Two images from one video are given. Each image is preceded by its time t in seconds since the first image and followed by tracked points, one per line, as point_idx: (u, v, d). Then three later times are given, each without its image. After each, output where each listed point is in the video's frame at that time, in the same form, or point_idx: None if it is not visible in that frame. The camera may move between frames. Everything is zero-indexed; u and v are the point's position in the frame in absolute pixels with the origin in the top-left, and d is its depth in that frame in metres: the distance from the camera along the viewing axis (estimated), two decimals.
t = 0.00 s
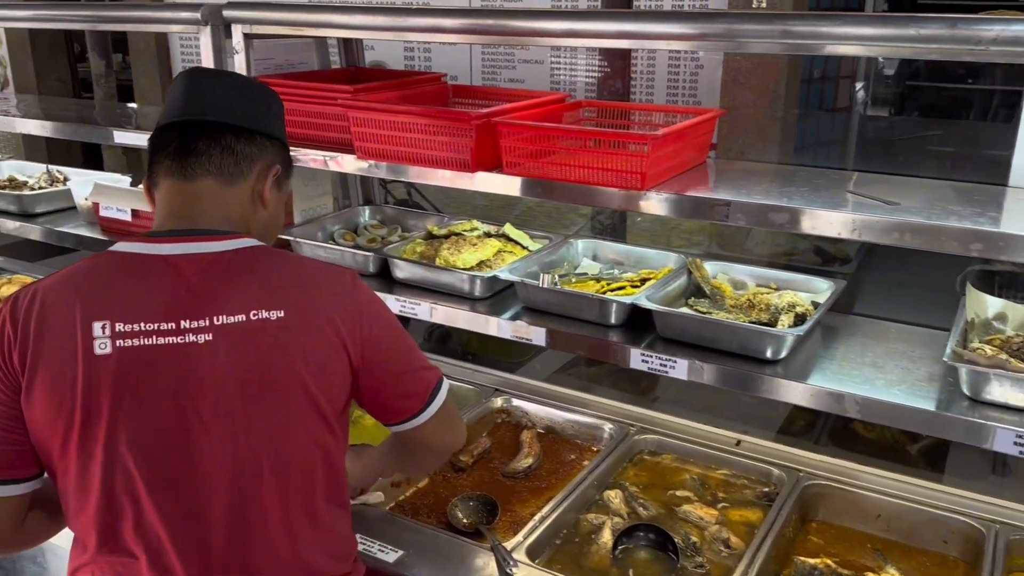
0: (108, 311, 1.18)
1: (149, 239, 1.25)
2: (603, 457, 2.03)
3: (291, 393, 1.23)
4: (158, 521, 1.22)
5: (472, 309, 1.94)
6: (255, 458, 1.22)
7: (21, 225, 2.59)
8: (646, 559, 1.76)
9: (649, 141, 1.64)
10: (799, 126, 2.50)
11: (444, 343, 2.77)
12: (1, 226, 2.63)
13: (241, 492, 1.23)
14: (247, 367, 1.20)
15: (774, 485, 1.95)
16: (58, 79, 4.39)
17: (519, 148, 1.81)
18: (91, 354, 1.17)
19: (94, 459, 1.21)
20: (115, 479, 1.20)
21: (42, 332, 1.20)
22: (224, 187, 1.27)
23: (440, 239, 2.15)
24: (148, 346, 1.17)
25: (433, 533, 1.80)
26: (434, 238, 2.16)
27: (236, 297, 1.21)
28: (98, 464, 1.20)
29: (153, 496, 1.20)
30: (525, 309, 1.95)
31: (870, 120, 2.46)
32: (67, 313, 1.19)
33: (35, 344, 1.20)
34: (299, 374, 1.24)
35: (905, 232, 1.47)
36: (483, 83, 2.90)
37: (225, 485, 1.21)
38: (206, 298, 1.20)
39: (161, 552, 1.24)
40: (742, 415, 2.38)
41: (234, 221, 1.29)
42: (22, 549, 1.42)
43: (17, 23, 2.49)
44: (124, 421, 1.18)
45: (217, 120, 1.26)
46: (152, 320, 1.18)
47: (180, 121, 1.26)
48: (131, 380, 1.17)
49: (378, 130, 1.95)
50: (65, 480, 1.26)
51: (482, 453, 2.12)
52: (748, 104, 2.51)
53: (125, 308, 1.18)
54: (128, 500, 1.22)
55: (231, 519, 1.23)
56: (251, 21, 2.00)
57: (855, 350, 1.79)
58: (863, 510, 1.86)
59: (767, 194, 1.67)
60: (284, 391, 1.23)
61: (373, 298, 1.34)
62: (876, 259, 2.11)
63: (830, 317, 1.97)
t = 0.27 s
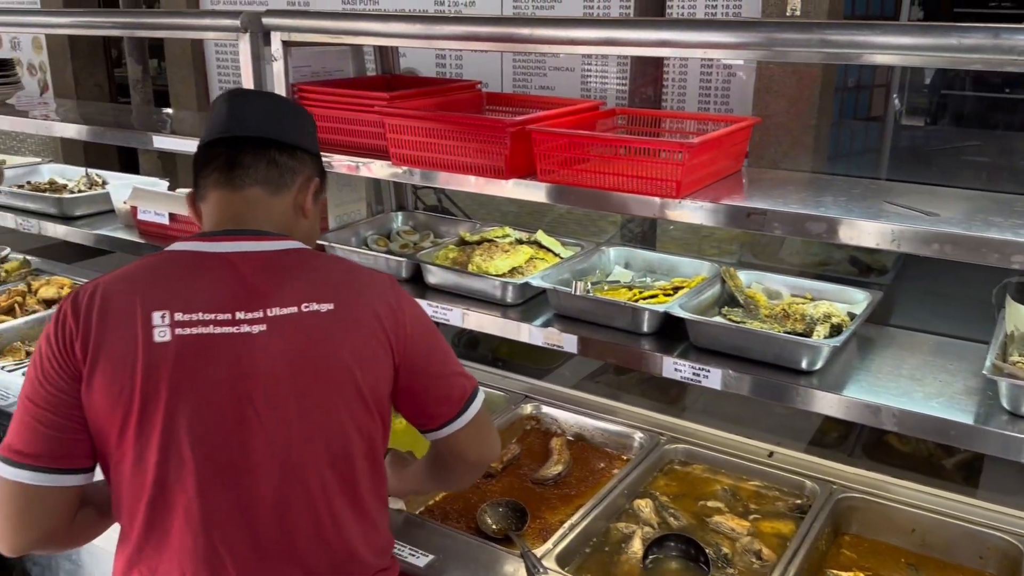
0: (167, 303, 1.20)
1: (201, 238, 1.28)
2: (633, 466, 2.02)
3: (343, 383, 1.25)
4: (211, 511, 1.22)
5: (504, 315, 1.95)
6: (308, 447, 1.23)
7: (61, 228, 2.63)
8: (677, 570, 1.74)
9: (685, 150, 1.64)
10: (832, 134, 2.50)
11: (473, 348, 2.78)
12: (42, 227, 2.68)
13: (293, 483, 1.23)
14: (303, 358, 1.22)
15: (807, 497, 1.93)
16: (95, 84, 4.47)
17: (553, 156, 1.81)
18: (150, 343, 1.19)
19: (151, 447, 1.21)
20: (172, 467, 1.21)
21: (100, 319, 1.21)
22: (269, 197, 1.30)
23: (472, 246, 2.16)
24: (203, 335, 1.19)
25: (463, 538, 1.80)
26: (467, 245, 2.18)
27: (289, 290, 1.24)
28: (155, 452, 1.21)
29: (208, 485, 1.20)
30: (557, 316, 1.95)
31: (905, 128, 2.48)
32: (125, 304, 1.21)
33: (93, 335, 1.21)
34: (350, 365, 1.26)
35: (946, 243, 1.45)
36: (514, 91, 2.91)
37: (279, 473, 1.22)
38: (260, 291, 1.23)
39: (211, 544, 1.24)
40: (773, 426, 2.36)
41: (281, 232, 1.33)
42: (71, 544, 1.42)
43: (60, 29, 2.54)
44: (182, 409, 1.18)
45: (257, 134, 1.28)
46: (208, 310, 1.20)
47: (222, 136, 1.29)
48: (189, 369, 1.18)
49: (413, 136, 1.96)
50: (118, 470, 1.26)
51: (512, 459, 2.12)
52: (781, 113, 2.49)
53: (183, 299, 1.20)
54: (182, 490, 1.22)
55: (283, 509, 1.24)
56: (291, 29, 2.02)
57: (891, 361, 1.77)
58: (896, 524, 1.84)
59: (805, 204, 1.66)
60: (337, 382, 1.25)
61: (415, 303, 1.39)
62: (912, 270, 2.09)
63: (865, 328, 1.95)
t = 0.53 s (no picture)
0: (279, 281, 1.25)
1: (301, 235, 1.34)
2: (662, 474, 2.01)
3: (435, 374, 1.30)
4: (299, 487, 1.21)
5: (533, 321, 1.95)
6: (401, 431, 1.26)
7: (97, 230, 2.68)
8: None
9: (719, 157, 1.63)
10: (865, 142, 2.47)
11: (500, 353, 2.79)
12: (78, 229, 2.73)
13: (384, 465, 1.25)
14: (404, 346, 1.26)
15: (838, 509, 1.91)
16: (130, 89, 4.55)
17: (586, 163, 1.81)
18: (261, 315, 1.22)
19: (251, 414, 1.20)
20: (264, 438, 1.20)
21: (214, 290, 1.25)
22: (351, 225, 1.36)
23: (502, 251, 2.17)
24: (310, 313, 1.23)
25: (491, 543, 1.81)
26: (496, 250, 2.18)
27: (391, 286, 1.31)
28: (254, 419, 1.20)
29: (300, 459, 1.20)
30: (586, 323, 1.95)
31: (937, 137, 2.45)
32: (240, 278, 1.26)
33: (210, 301, 1.24)
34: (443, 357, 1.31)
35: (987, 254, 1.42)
36: (543, 98, 2.92)
37: (372, 452, 1.24)
38: (365, 283, 1.29)
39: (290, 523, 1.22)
40: (804, 437, 2.34)
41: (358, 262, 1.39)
42: (146, 518, 1.37)
43: (98, 35, 2.59)
44: (289, 377, 1.20)
45: (330, 169, 1.35)
46: (316, 292, 1.25)
47: (298, 175, 1.35)
48: (295, 343, 1.21)
49: (446, 142, 1.97)
50: (208, 439, 1.25)
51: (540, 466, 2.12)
52: (814, 121, 2.48)
53: (295, 280, 1.26)
54: (271, 463, 1.20)
55: (369, 492, 1.25)
56: (326, 35, 2.04)
57: (927, 373, 1.74)
58: (930, 538, 1.81)
59: (840, 213, 1.64)
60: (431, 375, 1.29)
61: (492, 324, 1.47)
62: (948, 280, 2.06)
63: (900, 339, 1.93)
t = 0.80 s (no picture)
0: (387, 274, 1.40)
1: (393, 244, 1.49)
2: (695, 485, 1.99)
3: (511, 372, 1.47)
4: (398, 457, 1.33)
5: (565, 329, 1.94)
6: (486, 416, 1.42)
7: (135, 234, 2.72)
8: None
9: (759, 166, 1.62)
10: (900, 152, 2.46)
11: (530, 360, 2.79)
12: (116, 233, 2.77)
13: (472, 445, 1.40)
14: (492, 347, 1.44)
15: (874, 523, 1.88)
16: (165, 95, 4.62)
17: (622, 171, 1.81)
18: (373, 300, 1.37)
19: (359, 386, 1.32)
20: (369, 410, 1.32)
21: (330, 277, 1.39)
22: (429, 249, 1.51)
23: (535, 259, 2.17)
24: (414, 308, 1.39)
25: (523, 549, 1.81)
26: (529, 257, 2.18)
27: (476, 295, 1.48)
28: (363, 390, 1.32)
29: (397, 434, 1.33)
30: (620, 331, 1.94)
31: (974, 148, 2.50)
32: (353, 270, 1.40)
33: (326, 284, 1.38)
34: (523, 358, 1.49)
35: None
36: (574, 105, 2.92)
37: (463, 433, 1.39)
38: (456, 290, 1.45)
39: (384, 491, 1.33)
40: (838, 449, 2.31)
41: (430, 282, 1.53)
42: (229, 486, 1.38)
43: (137, 41, 2.63)
44: (400, 355, 1.35)
45: (412, 199, 1.51)
46: (419, 291, 1.41)
47: (384, 203, 1.52)
48: (399, 332, 1.36)
49: (481, 149, 1.98)
50: (309, 408, 1.34)
51: (571, 474, 2.12)
52: (849, 131, 2.46)
53: (400, 278, 1.41)
54: (371, 435, 1.32)
55: (456, 470, 1.39)
56: (365, 43, 2.07)
57: (967, 386, 1.71)
58: (970, 555, 1.78)
59: (881, 223, 1.62)
60: (510, 376, 1.46)
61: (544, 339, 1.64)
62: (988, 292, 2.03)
63: (939, 351, 1.90)
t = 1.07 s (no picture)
0: (436, 279, 1.43)
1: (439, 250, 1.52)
2: (728, 498, 1.98)
3: (557, 375, 1.50)
4: (449, 461, 1.36)
5: (599, 338, 1.95)
6: (532, 421, 1.45)
7: (173, 239, 2.77)
8: None
9: (798, 176, 1.61)
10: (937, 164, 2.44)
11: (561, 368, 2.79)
12: (155, 238, 2.82)
13: (519, 448, 1.44)
14: (538, 350, 1.47)
15: (911, 540, 1.85)
16: (201, 102, 4.69)
17: (658, 180, 1.81)
18: (425, 305, 1.40)
19: (413, 389, 1.35)
20: (422, 411, 1.35)
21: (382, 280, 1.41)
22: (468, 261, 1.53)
23: (569, 268, 2.17)
24: (463, 312, 1.42)
25: (555, 559, 1.80)
26: (563, 266, 2.19)
27: (518, 302, 1.52)
28: (416, 394, 1.35)
29: (449, 435, 1.36)
30: (654, 341, 1.93)
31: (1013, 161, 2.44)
32: (404, 273, 1.43)
33: (379, 286, 1.41)
34: (567, 364, 1.53)
35: None
36: (605, 114, 2.92)
37: (511, 438, 1.42)
38: (500, 297, 1.49)
39: (434, 493, 1.35)
40: (873, 463, 2.28)
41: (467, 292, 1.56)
42: (283, 486, 1.37)
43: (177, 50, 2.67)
44: (452, 360, 1.38)
45: (451, 208, 1.53)
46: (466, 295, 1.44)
47: (424, 212, 1.53)
48: (450, 335, 1.39)
49: (517, 158, 1.99)
50: (362, 409, 1.35)
51: (602, 485, 2.11)
52: (885, 141, 2.43)
53: (448, 282, 1.44)
54: (424, 436, 1.35)
55: (504, 472, 1.42)
56: (403, 52, 2.09)
57: (1009, 402, 1.69)
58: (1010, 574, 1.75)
59: (922, 235, 1.60)
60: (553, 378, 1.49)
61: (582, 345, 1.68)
62: None
63: (979, 366, 1.87)
